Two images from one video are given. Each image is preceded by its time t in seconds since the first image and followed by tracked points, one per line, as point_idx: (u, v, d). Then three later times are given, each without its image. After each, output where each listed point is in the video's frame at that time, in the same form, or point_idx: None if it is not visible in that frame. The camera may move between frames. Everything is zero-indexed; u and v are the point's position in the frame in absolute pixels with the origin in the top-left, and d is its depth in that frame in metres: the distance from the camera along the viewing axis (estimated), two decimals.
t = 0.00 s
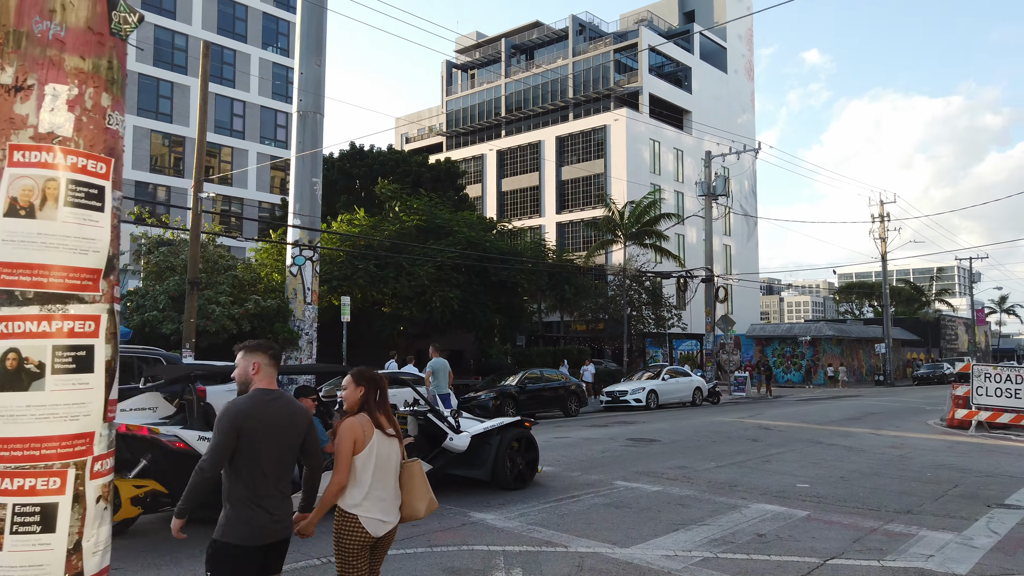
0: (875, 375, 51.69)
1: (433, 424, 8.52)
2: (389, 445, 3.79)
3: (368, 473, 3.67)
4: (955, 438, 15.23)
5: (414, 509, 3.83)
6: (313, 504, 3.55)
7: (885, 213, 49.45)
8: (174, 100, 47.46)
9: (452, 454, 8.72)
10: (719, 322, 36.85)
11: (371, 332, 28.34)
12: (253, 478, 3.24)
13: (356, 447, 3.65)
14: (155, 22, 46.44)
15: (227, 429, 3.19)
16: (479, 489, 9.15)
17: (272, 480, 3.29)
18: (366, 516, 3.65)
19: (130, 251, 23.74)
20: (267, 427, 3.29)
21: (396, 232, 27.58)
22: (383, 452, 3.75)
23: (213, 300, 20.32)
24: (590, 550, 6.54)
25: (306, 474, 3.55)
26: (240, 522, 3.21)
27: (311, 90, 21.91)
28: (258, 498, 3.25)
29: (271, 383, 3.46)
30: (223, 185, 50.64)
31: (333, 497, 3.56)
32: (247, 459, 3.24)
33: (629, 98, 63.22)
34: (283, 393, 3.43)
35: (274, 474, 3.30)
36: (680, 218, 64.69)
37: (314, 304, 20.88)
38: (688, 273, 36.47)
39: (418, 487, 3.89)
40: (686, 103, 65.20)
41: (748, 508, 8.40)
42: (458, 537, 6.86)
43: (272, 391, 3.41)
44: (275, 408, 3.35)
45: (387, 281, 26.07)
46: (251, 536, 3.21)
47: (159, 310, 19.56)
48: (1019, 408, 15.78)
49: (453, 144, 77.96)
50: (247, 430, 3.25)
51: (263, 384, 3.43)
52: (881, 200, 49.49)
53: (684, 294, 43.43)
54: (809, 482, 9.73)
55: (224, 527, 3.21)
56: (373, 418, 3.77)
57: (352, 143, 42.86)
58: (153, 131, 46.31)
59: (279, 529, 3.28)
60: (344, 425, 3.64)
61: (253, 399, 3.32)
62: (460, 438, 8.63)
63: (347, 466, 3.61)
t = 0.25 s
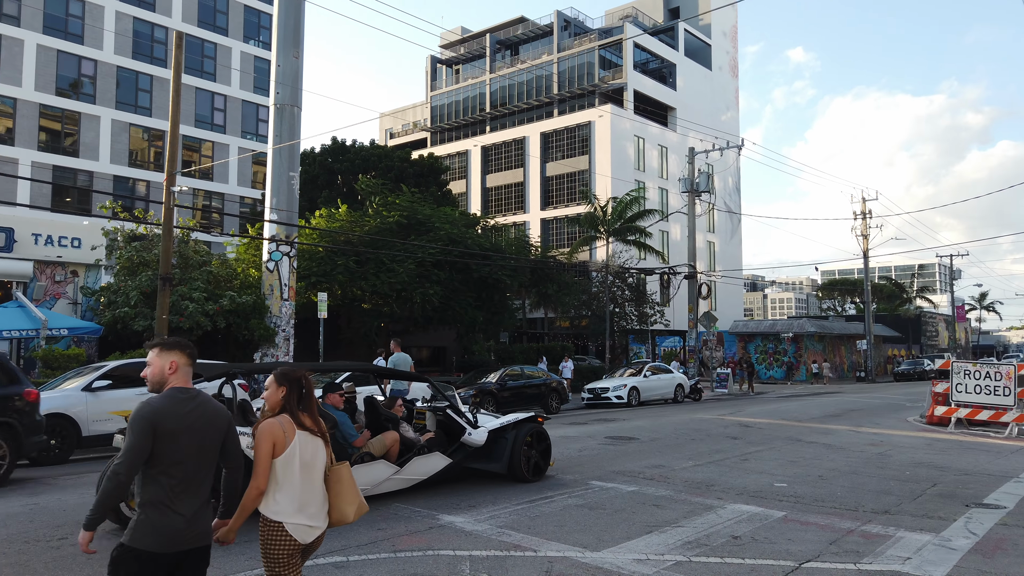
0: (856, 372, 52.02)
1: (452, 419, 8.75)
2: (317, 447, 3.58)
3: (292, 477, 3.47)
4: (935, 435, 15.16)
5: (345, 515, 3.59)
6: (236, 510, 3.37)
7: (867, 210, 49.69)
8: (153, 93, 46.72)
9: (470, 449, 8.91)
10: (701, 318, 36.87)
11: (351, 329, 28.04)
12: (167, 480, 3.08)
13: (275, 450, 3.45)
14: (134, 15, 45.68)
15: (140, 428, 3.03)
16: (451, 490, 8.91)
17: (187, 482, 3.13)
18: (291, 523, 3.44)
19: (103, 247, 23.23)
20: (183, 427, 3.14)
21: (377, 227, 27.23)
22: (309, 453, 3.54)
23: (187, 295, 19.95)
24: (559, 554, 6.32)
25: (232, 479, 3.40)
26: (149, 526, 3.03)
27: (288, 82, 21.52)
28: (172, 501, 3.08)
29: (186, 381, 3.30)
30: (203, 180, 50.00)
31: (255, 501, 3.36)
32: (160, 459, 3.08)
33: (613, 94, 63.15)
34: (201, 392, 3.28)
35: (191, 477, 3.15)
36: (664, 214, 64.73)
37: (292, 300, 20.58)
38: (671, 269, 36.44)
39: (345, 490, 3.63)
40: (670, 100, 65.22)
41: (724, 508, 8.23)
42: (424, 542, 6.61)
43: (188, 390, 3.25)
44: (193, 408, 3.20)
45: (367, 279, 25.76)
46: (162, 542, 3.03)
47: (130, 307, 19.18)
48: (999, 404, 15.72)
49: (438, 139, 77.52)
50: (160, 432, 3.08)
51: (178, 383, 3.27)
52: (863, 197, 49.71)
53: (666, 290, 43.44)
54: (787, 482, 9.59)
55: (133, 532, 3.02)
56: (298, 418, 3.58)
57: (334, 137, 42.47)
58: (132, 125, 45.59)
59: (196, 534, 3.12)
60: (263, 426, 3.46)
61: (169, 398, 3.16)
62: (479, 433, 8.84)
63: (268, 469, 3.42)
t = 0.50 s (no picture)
0: (834, 370, 52.42)
1: (464, 414, 9.25)
2: (243, 448, 3.55)
3: (220, 475, 3.45)
4: (911, 433, 15.16)
5: (266, 518, 3.58)
6: (151, 513, 3.32)
7: (845, 210, 50.04)
8: (129, 87, 45.88)
9: (482, 442, 9.36)
10: (681, 317, 36.90)
11: (327, 326, 27.67)
12: (62, 486, 2.94)
13: (205, 446, 3.42)
14: (109, 7, 44.81)
15: (29, 432, 2.86)
16: (421, 490, 8.70)
17: (86, 488, 2.99)
18: (214, 524, 3.42)
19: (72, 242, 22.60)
20: (80, 430, 2.99)
21: (354, 223, 26.86)
22: (236, 454, 3.52)
23: (157, 292, 19.52)
24: (527, 557, 6.14)
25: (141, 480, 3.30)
26: (40, 537, 2.90)
27: (264, 76, 21.12)
28: (68, 509, 2.95)
29: (85, 382, 3.13)
30: (180, 176, 49.25)
31: (178, 501, 3.32)
32: (53, 465, 2.93)
33: (595, 92, 63.08)
34: (104, 391, 3.14)
35: (89, 482, 3.01)
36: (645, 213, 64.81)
37: (265, 297, 20.21)
38: (651, 267, 36.45)
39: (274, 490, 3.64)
40: (652, 99, 65.29)
41: (699, 508, 8.09)
42: (388, 546, 6.40)
43: (86, 392, 3.08)
44: (93, 409, 3.05)
45: (344, 277, 25.41)
46: (55, 555, 2.90)
47: (98, 304, 18.72)
48: (974, 402, 15.74)
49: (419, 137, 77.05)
50: (52, 435, 2.92)
51: (76, 383, 3.09)
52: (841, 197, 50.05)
53: (647, 288, 43.41)
54: (763, 481, 9.48)
55: (25, 543, 2.89)
56: (225, 417, 3.53)
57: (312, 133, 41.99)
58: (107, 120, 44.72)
59: (96, 543, 3.00)
60: (188, 424, 3.41)
61: (64, 399, 2.99)
62: (491, 427, 9.30)
63: (193, 467, 3.38)
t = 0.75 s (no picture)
0: (795, 369, 53.17)
1: (464, 413, 9.74)
2: (144, 454, 3.29)
3: (114, 486, 3.15)
4: (869, 434, 15.25)
5: (175, 527, 3.33)
6: (27, 527, 2.95)
7: (805, 211, 50.78)
8: (83, 80, 44.44)
9: (482, 440, 9.81)
10: (644, 317, 36.98)
11: (286, 326, 27.06)
12: None
13: (102, 453, 3.12)
14: None
15: None
16: (375, 498, 8.36)
17: None
18: (108, 539, 3.12)
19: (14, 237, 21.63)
20: None
21: (314, 220, 26.34)
22: (139, 461, 3.26)
23: (105, 291, 18.80)
24: (480, 570, 5.87)
25: (8, 493, 2.91)
26: None
27: (219, 68, 20.50)
28: None
29: None
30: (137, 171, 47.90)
31: (69, 515, 2.98)
32: None
33: (562, 92, 63.08)
34: None
35: None
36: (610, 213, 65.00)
37: (221, 296, 19.78)
38: (614, 267, 36.52)
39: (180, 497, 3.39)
40: (617, 99, 65.53)
41: (659, 515, 7.91)
42: (334, 559, 6.07)
43: None
44: None
45: (303, 276, 24.85)
46: None
47: (42, 303, 17.96)
48: (931, 402, 15.89)
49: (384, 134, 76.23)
50: None
51: None
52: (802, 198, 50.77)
53: (611, 287, 43.44)
54: (723, 485, 9.37)
55: None
56: (127, 421, 3.26)
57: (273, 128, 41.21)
58: (60, 113, 43.25)
59: None
60: (83, 429, 3.10)
61: None
62: (489, 426, 9.78)
63: (89, 474, 3.07)
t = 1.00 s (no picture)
0: (776, 369, 53.42)
1: (477, 409, 9.97)
2: (72, 452, 3.22)
3: (42, 484, 3.05)
4: (850, 433, 15.21)
5: (105, 527, 3.29)
6: None
7: (786, 211, 50.99)
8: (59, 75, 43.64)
9: (495, 434, 10.18)
10: (627, 316, 36.94)
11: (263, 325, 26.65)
12: None
13: (26, 455, 3.01)
14: None
15: None
16: (347, 500, 8.12)
17: None
18: (35, 541, 3.01)
19: None
20: None
21: (293, 218, 25.97)
22: (65, 458, 3.18)
23: (75, 288, 18.34)
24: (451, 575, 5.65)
25: None
26: None
27: (193, 62, 20.13)
28: None
29: None
30: (114, 168, 47.11)
31: None
32: None
33: (545, 91, 62.96)
34: None
35: None
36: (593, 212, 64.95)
37: (196, 294, 19.42)
38: (597, 266, 36.42)
39: (105, 497, 3.32)
40: (600, 99, 65.52)
41: (637, 516, 7.74)
42: (299, 565, 5.83)
43: None
44: None
45: (281, 274, 24.47)
46: None
47: (10, 301, 17.48)
48: (911, 401, 15.88)
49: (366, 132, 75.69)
50: None
51: None
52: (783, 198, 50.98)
53: (593, 286, 43.36)
54: (704, 486, 9.23)
55: None
56: (49, 420, 3.17)
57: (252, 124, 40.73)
58: (34, 108, 42.41)
59: None
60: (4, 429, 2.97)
61: None
62: (503, 421, 10.12)
63: (10, 476, 2.94)
